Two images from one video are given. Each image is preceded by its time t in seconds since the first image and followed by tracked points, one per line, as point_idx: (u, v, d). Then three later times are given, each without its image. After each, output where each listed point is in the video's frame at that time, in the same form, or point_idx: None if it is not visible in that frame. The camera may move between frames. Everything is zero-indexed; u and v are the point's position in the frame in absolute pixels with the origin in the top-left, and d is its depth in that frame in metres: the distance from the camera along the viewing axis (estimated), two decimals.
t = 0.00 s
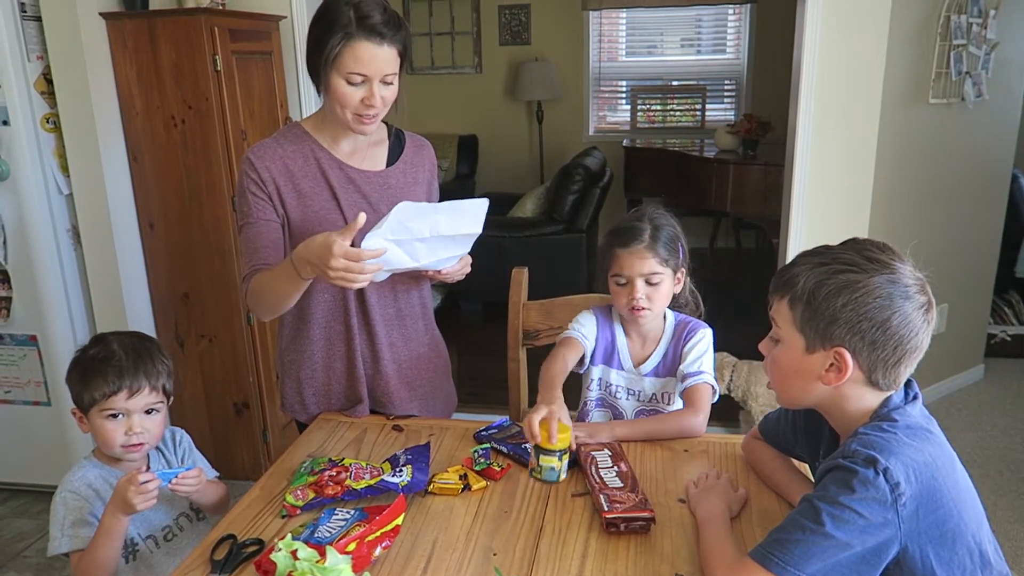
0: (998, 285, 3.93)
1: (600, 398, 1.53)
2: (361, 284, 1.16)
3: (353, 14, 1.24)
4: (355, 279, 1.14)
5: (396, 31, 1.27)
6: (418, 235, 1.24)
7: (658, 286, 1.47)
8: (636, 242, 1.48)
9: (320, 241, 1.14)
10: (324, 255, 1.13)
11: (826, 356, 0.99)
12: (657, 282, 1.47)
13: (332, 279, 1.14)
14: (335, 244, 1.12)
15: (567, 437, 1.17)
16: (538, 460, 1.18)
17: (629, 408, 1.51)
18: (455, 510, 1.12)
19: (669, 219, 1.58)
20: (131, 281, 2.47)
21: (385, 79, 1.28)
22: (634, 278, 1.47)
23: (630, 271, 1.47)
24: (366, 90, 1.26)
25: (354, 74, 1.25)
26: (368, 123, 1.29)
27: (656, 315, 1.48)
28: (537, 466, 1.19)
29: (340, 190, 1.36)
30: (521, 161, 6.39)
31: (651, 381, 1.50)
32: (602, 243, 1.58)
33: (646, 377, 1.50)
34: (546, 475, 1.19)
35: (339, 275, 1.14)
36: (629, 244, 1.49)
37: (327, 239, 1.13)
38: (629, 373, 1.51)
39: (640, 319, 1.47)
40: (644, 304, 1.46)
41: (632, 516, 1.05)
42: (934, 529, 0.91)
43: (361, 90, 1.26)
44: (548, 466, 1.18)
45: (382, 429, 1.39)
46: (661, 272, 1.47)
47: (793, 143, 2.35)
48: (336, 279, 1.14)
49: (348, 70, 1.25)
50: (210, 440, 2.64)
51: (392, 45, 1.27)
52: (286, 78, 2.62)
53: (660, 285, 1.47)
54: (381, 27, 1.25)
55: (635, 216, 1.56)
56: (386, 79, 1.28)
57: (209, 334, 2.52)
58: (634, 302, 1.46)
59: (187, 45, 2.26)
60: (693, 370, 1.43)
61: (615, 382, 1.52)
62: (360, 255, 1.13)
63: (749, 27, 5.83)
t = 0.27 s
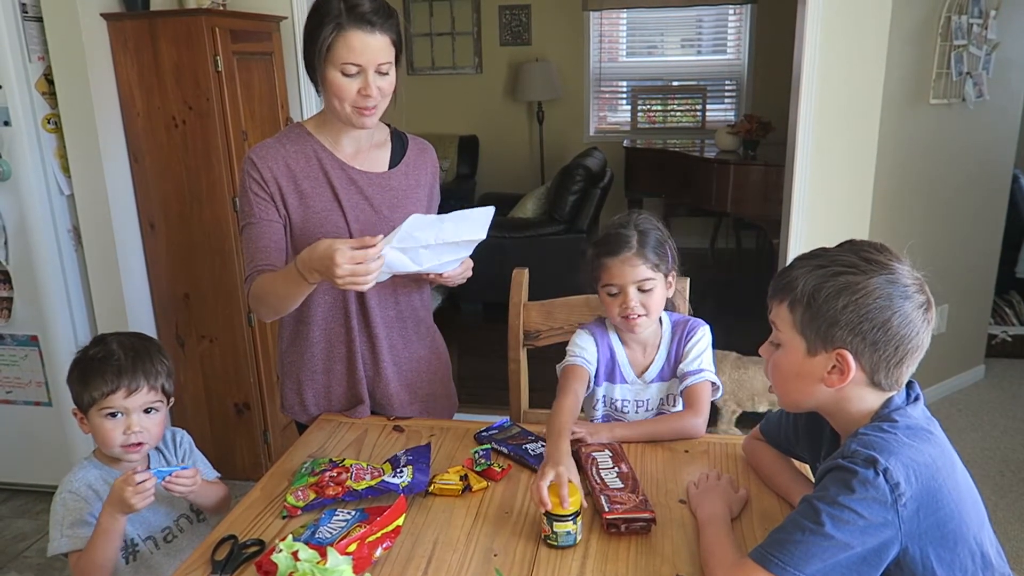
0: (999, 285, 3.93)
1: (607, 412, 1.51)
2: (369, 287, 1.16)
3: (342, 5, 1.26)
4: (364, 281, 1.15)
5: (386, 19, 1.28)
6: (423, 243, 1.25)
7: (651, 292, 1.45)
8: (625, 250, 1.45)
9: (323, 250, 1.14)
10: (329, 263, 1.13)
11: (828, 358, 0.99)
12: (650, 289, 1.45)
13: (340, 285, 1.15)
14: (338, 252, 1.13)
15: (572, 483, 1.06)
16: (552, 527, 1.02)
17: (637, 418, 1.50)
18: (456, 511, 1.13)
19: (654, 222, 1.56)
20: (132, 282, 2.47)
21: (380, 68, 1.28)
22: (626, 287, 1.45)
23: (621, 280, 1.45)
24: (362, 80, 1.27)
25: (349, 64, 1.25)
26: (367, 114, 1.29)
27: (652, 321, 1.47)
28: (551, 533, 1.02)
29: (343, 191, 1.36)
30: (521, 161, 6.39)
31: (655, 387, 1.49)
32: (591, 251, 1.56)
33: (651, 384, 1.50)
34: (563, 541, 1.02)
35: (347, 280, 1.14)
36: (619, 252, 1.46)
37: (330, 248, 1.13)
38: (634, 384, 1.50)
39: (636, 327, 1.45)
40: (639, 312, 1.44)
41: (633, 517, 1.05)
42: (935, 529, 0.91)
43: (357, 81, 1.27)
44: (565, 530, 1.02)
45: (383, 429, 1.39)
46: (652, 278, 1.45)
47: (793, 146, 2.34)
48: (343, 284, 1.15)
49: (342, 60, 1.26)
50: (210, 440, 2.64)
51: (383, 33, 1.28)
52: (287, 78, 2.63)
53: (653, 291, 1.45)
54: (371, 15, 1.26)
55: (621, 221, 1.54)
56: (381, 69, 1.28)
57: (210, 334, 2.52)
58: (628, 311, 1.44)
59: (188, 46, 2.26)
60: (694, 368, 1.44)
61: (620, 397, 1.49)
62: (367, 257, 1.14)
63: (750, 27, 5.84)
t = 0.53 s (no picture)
0: (999, 286, 3.93)
1: (606, 405, 1.53)
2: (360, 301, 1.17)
3: None
4: (354, 296, 1.16)
5: None
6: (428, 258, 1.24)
7: (646, 294, 1.46)
8: (619, 253, 1.47)
9: (319, 260, 1.17)
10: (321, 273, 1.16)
11: (826, 361, 0.99)
12: (644, 291, 1.46)
13: (332, 297, 1.17)
14: (333, 263, 1.15)
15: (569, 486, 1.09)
16: (553, 527, 1.02)
17: (635, 412, 1.51)
18: (456, 511, 1.13)
19: (656, 220, 1.56)
20: (132, 282, 2.47)
21: (366, 44, 1.31)
22: (620, 289, 1.47)
23: (616, 282, 1.47)
24: (348, 56, 1.30)
25: (333, 42, 1.29)
26: (359, 92, 1.30)
27: (650, 321, 1.49)
28: (552, 533, 1.02)
29: (346, 193, 1.36)
30: (522, 162, 6.39)
31: (654, 381, 1.50)
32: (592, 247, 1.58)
33: (649, 377, 1.50)
34: (564, 542, 1.02)
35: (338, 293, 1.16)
36: (614, 254, 1.48)
37: (326, 258, 1.16)
38: (632, 376, 1.51)
39: (631, 327, 1.49)
40: (633, 314, 1.46)
41: (633, 518, 1.05)
42: (934, 530, 0.91)
43: (343, 58, 1.30)
44: (566, 531, 1.02)
45: (384, 430, 1.39)
46: (648, 281, 1.47)
47: (793, 145, 2.34)
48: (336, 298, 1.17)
49: (327, 42, 1.30)
50: (211, 441, 2.64)
51: (367, 12, 1.32)
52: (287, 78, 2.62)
53: (648, 292, 1.46)
54: None
55: (621, 219, 1.55)
56: (367, 44, 1.31)
57: (210, 335, 2.52)
58: (622, 312, 1.47)
59: (189, 46, 2.26)
60: (698, 369, 1.44)
61: (617, 388, 1.52)
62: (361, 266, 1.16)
63: (750, 28, 5.84)
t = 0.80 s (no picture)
0: (999, 287, 3.93)
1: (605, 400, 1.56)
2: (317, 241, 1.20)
3: None
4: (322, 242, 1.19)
5: None
6: (423, 263, 1.28)
7: (645, 297, 1.46)
8: (625, 252, 1.47)
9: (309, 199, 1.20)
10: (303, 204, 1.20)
11: (823, 364, 0.98)
12: (645, 293, 1.46)
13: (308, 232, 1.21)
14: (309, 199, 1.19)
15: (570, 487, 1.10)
16: (552, 528, 1.02)
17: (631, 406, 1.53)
18: (454, 512, 1.12)
19: (671, 228, 1.56)
20: (132, 282, 2.47)
21: (362, 38, 1.31)
22: (621, 287, 1.47)
23: (618, 279, 1.48)
24: (344, 50, 1.29)
25: (329, 36, 1.29)
26: (354, 83, 1.29)
27: (645, 322, 1.49)
28: (552, 534, 1.02)
29: (343, 193, 1.36)
30: (522, 162, 6.38)
31: (648, 377, 1.51)
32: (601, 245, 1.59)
33: (642, 372, 1.51)
34: (564, 543, 1.02)
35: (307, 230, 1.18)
36: (620, 253, 1.48)
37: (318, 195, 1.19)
38: (625, 370, 1.53)
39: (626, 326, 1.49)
40: (628, 314, 1.47)
41: (632, 519, 1.05)
42: (933, 532, 0.91)
43: (339, 51, 1.29)
44: (565, 532, 1.02)
45: (382, 430, 1.39)
46: (651, 284, 1.47)
47: (794, 146, 2.34)
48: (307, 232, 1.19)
49: (323, 36, 1.30)
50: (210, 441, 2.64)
51: (364, 8, 1.32)
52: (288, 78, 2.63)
53: (647, 296, 1.46)
54: None
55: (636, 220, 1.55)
56: (362, 38, 1.31)
57: (210, 335, 2.52)
58: (619, 310, 1.48)
59: (189, 46, 2.26)
60: (695, 371, 1.44)
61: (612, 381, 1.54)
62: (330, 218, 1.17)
63: (751, 29, 5.84)
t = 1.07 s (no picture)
0: (1000, 288, 3.92)
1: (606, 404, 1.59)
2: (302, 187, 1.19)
3: None
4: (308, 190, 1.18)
5: None
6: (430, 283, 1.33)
7: (629, 283, 1.51)
8: (631, 237, 1.56)
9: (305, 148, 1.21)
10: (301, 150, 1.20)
11: (824, 364, 0.98)
12: (634, 278, 1.51)
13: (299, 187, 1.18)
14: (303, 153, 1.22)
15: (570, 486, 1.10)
16: (552, 528, 1.02)
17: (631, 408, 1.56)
18: (454, 512, 1.12)
19: (690, 249, 1.59)
20: (132, 281, 2.47)
21: (361, 40, 1.30)
22: (614, 264, 1.54)
23: (616, 259, 1.55)
24: (343, 52, 1.29)
25: (328, 38, 1.29)
26: (351, 86, 1.29)
27: (623, 309, 1.52)
28: (552, 534, 1.02)
29: (343, 192, 1.36)
30: (523, 163, 6.38)
31: (645, 379, 1.53)
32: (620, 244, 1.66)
33: (640, 376, 1.54)
34: (564, 543, 1.02)
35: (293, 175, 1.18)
36: (627, 237, 1.57)
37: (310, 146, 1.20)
38: (623, 375, 1.55)
39: (605, 304, 1.53)
40: (609, 290, 1.52)
41: (632, 519, 1.05)
42: (934, 533, 0.91)
43: (337, 53, 1.29)
44: (565, 532, 1.01)
45: (382, 430, 1.39)
46: (642, 272, 1.51)
47: (795, 146, 2.34)
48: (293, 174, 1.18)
49: (322, 37, 1.29)
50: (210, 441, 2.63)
51: (365, 10, 1.31)
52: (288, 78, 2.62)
53: (632, 283, 1.51)
54: None
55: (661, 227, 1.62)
56: (361, 40, 1.30)
57: (210, 334, 2.52)
58: (603, 284, 1.54)
59: (189, 45, 2.26)
60: (694, 373, 1.47)
61: (611, 390, 1.56)
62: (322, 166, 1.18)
63: (751, 30, 5.84)
